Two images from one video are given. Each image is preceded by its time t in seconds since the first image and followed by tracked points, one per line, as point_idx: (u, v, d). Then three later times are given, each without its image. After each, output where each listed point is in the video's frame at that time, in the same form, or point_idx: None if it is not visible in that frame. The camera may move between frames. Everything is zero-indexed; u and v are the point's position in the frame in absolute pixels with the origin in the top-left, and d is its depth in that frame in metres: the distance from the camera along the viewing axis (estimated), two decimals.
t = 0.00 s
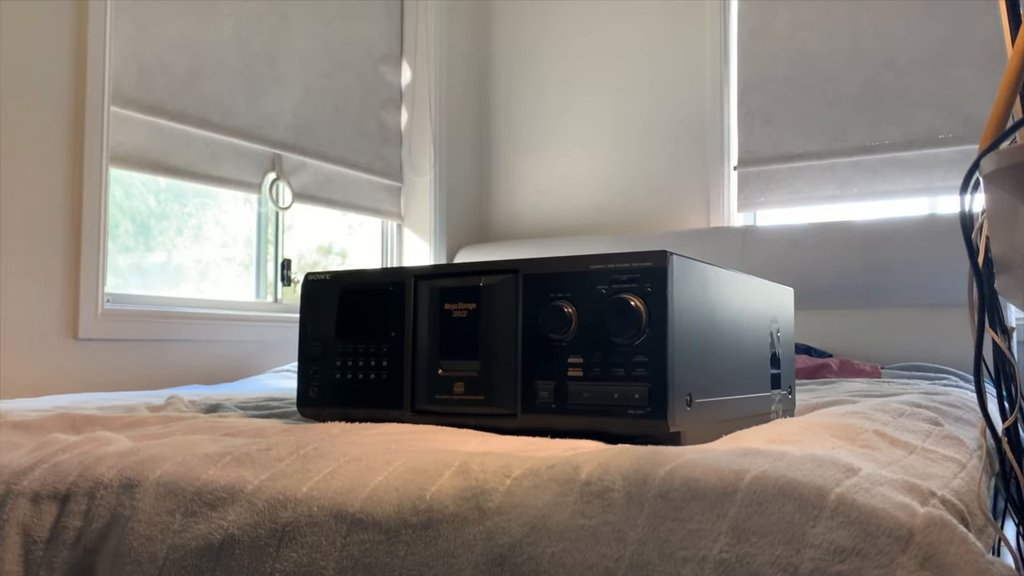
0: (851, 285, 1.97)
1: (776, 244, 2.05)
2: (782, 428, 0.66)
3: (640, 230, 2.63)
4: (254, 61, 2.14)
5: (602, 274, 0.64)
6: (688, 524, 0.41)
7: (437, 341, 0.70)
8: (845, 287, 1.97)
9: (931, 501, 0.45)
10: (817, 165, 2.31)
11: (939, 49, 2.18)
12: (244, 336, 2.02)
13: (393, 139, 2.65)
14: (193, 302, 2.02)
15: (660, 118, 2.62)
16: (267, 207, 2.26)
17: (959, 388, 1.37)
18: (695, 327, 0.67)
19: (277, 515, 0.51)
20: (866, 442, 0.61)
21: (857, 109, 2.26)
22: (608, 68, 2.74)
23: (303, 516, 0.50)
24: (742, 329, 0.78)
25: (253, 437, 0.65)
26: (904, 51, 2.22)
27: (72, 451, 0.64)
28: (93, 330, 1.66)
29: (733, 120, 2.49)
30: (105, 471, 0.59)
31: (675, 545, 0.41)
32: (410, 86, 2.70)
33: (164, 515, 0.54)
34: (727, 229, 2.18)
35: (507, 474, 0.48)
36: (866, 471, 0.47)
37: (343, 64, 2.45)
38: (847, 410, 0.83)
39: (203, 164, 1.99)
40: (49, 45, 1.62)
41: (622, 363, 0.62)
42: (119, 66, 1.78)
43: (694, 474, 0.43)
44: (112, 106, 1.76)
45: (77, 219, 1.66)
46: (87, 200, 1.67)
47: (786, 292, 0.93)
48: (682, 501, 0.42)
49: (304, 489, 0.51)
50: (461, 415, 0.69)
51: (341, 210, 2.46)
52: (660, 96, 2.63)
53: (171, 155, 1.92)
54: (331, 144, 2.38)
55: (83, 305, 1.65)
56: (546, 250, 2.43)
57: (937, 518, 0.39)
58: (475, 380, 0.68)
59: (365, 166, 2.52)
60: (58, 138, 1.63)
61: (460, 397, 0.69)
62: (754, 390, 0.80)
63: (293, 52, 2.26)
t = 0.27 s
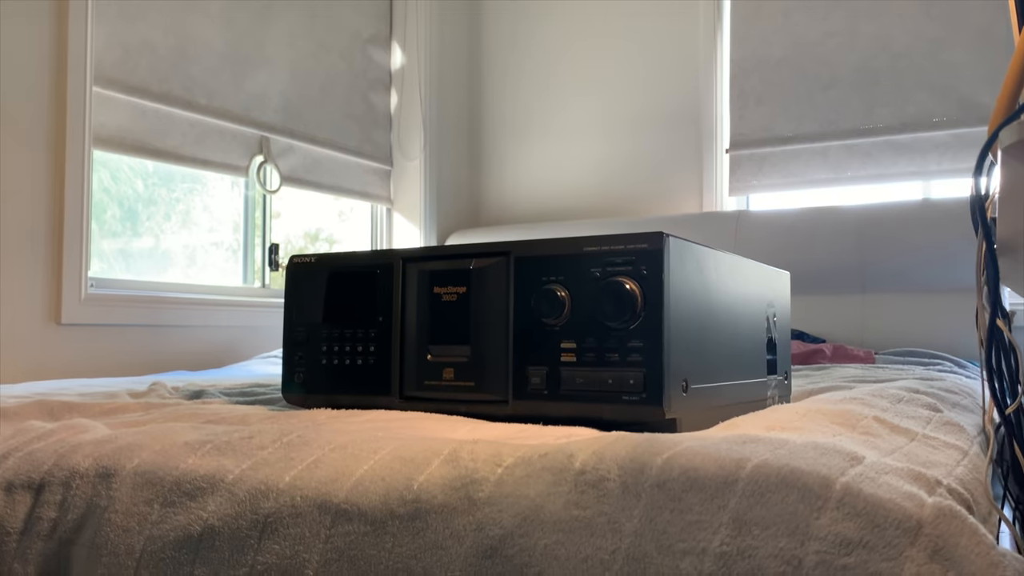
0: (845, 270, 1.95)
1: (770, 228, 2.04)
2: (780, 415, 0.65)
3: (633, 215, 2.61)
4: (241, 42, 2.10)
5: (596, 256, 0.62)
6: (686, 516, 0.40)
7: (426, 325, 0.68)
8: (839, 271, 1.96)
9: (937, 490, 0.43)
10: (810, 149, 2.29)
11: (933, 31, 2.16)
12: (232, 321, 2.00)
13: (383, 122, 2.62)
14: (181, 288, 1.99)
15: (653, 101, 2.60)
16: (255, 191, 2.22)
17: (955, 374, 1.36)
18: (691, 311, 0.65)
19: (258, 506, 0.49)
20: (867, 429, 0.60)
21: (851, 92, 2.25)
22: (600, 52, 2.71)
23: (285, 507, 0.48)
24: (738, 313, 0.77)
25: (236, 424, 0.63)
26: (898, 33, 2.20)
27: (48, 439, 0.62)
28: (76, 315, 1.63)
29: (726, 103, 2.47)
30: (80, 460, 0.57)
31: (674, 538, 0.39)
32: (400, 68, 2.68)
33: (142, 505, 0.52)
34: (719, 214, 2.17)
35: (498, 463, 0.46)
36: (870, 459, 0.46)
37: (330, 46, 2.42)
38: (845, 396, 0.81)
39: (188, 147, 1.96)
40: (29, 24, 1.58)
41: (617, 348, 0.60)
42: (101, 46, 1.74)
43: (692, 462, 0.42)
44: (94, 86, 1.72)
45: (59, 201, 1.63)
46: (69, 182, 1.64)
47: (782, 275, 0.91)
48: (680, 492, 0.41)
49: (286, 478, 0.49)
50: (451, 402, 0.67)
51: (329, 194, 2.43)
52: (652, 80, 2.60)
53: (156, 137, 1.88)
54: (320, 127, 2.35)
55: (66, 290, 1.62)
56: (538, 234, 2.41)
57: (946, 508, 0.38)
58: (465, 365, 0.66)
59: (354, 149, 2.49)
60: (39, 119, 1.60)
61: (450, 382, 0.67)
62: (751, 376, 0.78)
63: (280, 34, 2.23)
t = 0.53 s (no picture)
0: (841, 256, 1.94)
1: (766, 214, 2.02)
2: (783, 405, 0.63)
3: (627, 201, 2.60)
4: (231, 26, 2.07)
5: (595, 244, 0.60)
6: (692, 513, 0.38)
7: (420, 314, 0.67)
8: (835, 258, 1.95)
9: (950, 485, 0.42)
10: (806, 135, 2.28)
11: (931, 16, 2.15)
12: (222, 309, 1.98)
13: (375, 107, 2.60)
14: (171, 276, 1.97)
15: (647, 86, 2.58)
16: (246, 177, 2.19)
17: (952, 361, 1.35)
18: (692, 298, 0.63)
19: (247, 501, 0.47)
20: (872, 421, 0.58)
21: (848, 78, 2.23)
22: (594, 38, 2.68)
23: (275, 502, 0.46)
24: (739, 301, 0.75)
25: (225, 415, 0.62)
26: (895, 18, 2.18)
27: (29, 433, 0.60)
28: (64, 302, 1.61)
29: (722, 89, 2.45)
30: (63, 454, 0.55)
31: (679, 536, 0.38)
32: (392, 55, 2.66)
33: (127, 500, 0.50)
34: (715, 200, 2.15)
35: (496, 458, 0.44)
36: (880, 453, 0.44)
37: (322, 29, 2.39)
38: (846, 385, 0.80)
39: (178, 132, 1.94)
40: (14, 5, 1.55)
41: (617, 337, 0.58)
42: (88, 29, 1.71)
43: (698, 457, 0.40)
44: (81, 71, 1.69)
45: (45, 187, 1.60)
46: (55, 168, 1.61)
47: (783, 262, 0.89)
48: (686, 488, 0.39)
49: (276, 473, 0.48)
50: (447, 392, 0.66)
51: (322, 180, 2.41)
52: (646, 66, 2.58)
53: (144, 122, 1.86)
54: (311, 113, 2.33)
55: (53, 277, 1.60)
56: (532, 221, 2.39)
57: (963, 505, 0.36)
58: (460, 355, 0.65)
59: (346, 135, 2.47)
60: (24, 102, 1.57)
61: (445, 373, 0.65)
62: (751, 365, 0.77)
63: (271, 17, 2.20)
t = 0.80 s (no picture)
0: (838, 247, 1.93)
1: (761, 205, 2.01)
2: (781, 402, 0.62)
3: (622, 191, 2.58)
4: (219, 13, 2.04)
5: (590, 237, 0.58)
6: (691, 519, 0.36)
7: (410, 309, 0.65)
8: (830, 249, 1.93)
9: (958, 487, 0.40)
10: (802, 124, 2.26)
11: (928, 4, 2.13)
12: (212, 300, 1.96)
13: (366, 96, 2.57)
14: (160, 267, 1.95)
15: (641, 75, 2.55)
16: (235, 167, 2.18)
17: (950, 354, 1.34)
18: (689, 292, 0.61)
19: (229, 505, 0.45)
20: (874, 418, 0.57)
21: (843, 67, 2.21)
22: (587, 26, 2.66)
23: (258, 506, 0.45)
24: (736, 295, 0.73)
25: (209, 414, 0.60)
26: (891, 6, 2.16)
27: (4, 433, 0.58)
28: (49, 295, 1.59)
29: (716, 78, 2.43)
30: (39, 455, 0.53)
31: (678, 544, 0.36)
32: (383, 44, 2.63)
33: (105, 504, 0.49)
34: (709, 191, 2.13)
35: (487, 460, 0.42)
36: (885, 455, 0.43)
37: (312, 17, 2.36)
38: (845, 380, 0.78)
39: (166, 121, 1.91)
40: None
41: (612, 333, 0.57)
42: (73, 16, 1.68)
43: (697, 461, 0.38)
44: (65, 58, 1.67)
45: (30, 177, 1.57)
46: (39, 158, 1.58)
47: (780, 253, 0.88)
48: (684, 493, 0.37)
49: (259, 475, 0.46)
50: (437, 389, 0.64)
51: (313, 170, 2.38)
52: (640, 54, 2.55)
53: (131, 111, 1.83)
54: (302, 101, 2.30)
55: (38, 269, 1.57)
56: (525, 212, 2.37)
57: (973, 511, 0.35)
58: (450, 350, 0.63)
59: (338, 124, 2.44)
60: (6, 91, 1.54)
61: (435, 369, 0.64)
62: (749, 360, 0.75)
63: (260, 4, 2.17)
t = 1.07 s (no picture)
0: (834, 239, 1.92)
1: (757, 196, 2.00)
2: (782, 402, 0.60)
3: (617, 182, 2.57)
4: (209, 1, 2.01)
5: (587, 232, 0.57)
6: (693, 531, 0.35)
7: (402, 306, 0.63)
8: (826, 241, 1.92)
9: (969, 495, 0.39)
10: (798, 114, 2.24)
11: None
12: (202, 293, 1.94)
13: (358, 86, 2.55)
14: (150, 260, 1.93)
15: (636, 65, 2.54)
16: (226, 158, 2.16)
17: (947, 347, 1.33)
18: (688, 289, 0.60)
19: (213, 513, 0.44)
20: (878, 419, 0.56)
21: (840, 57, 2.19)
22: (582, 15, 2.63)
23: (243, 514, 0.43)
24: (736, 291, 0.72)
25: (194, 416, 0.58)
26: None
27: None
28: (36, 289, 1.57)
29: (712, 68, 2.42)
30: (18, 459, 0.51)
31: (680, 556, 0.35)
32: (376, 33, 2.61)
33: (85, 510, 0.47)
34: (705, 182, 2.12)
35: (481, 467, 0.41)
36: (894, 460, 0.41)
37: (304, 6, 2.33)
38: (846, 377, 0.77)
39: (155, 112, 1.88)
40: None
41: (610, 332, 0.55)
42: (59, 5, 1.65)
43: (700, 469, 0.37)
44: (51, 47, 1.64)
45: (16, 168, 1.55)
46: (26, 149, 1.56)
47: (779, 247, 0.86)
48: (687, 503, 0.36)
49: (244, 482, 0.44)
50: (431, 388, 0.62)
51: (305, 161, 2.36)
52: (635, 44, 2.53)
53: (120, 101, 1.80)
54: (293, 91, 2.27)
55: (25, 262, 1.55)
56: (519, 202, 2.36)
57: (988, 521, 0.33)
58: (444, 348, 0.61)
59: (330, 114, 2.42)
60: None
61: (428, 368, 0.62)
62: (748, 357, 0.74)
63: None
